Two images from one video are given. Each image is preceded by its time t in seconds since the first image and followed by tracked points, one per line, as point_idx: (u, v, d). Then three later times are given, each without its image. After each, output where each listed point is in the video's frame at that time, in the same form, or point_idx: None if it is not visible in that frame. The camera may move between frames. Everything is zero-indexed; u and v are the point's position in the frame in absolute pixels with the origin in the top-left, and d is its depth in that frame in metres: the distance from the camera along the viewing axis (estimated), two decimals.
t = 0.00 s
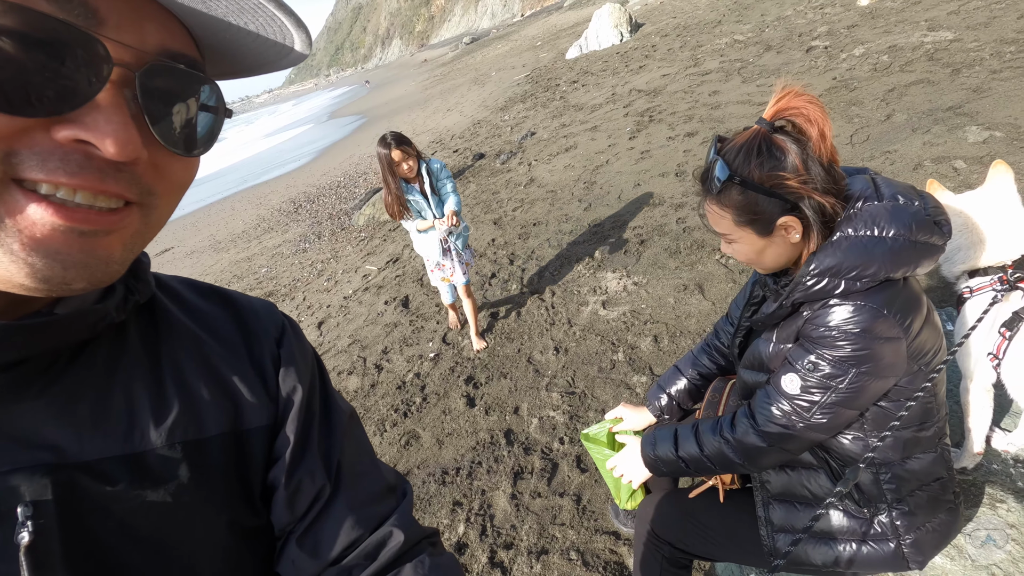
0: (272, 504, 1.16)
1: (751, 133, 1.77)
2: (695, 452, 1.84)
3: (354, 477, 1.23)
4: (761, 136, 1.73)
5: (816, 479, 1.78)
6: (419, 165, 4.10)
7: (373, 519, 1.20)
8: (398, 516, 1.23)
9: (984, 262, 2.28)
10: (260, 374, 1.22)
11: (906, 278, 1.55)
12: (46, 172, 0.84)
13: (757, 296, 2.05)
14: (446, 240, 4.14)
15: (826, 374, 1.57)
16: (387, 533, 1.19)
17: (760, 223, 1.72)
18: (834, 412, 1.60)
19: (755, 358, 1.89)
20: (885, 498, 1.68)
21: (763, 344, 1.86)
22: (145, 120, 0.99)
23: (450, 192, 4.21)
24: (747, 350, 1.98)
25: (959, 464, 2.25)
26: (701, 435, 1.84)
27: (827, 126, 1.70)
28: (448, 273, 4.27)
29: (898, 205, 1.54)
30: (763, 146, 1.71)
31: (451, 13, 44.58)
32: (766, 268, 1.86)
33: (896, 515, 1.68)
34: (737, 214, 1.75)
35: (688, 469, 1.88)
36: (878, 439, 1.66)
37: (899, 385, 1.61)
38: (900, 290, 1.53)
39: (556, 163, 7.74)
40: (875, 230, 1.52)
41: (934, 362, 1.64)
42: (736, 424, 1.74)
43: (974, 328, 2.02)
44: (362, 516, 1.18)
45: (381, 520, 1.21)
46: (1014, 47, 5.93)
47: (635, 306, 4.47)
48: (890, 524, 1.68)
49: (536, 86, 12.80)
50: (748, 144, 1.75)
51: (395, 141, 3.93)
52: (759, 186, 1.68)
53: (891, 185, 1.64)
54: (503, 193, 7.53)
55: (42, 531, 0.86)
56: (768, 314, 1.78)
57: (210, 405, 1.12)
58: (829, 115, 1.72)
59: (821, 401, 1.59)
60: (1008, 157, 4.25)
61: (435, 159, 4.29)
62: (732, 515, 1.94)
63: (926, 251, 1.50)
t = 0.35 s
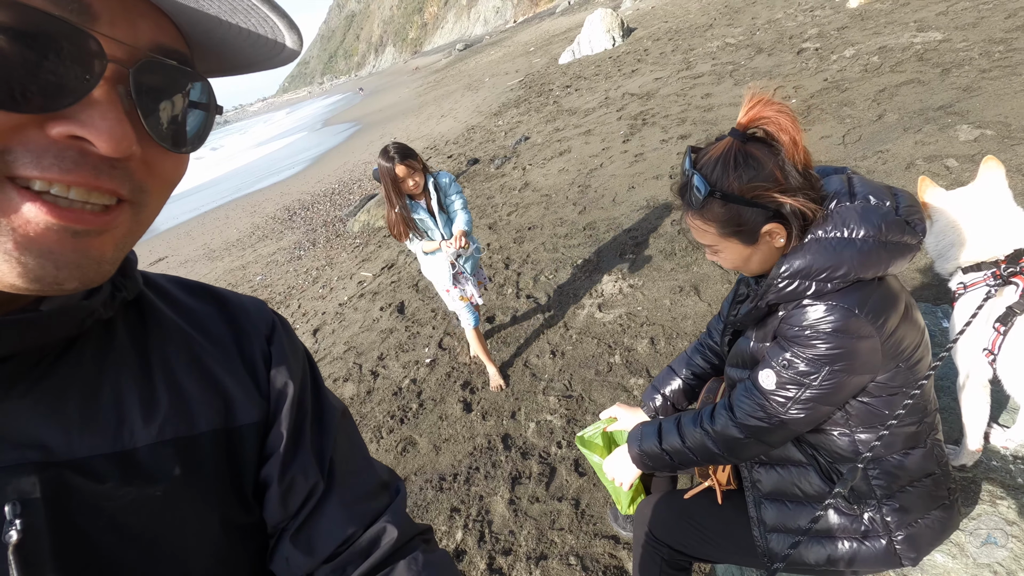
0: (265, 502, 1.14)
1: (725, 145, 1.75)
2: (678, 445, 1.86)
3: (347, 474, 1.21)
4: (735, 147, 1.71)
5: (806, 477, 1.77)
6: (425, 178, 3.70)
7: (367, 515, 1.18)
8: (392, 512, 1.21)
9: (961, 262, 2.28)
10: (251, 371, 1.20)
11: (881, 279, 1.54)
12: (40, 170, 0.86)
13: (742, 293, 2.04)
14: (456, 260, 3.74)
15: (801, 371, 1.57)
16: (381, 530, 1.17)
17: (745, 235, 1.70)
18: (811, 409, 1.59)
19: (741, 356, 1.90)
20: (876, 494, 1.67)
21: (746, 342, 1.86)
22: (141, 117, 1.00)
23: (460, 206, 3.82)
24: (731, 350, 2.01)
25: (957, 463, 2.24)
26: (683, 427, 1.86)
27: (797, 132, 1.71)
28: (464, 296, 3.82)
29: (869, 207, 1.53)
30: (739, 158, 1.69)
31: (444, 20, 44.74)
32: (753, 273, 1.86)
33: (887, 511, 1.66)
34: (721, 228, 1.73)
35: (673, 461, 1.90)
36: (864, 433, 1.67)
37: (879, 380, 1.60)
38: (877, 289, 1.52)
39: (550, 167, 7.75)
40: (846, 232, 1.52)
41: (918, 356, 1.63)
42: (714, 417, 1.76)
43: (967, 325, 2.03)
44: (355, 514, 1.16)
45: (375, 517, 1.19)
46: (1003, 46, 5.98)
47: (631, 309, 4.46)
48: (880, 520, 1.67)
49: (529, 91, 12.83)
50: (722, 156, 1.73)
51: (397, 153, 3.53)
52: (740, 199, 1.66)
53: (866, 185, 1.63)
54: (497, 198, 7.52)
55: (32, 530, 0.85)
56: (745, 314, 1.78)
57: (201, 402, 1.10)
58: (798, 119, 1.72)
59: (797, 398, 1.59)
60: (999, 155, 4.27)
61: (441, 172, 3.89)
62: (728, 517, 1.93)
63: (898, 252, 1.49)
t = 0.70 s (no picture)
0: (263, 504, 1.11)
1: (736, 122, 1.74)
2: (685, 440, 1.84)
3: (345, 476, 1.18)
4: (746, 124, 1.70)
5: (816, 471, 1.73)
6: (435, 177, 3.26)
7: (366, 517, 1.15)
8: (390, 514, 1.19)
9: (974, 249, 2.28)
10: (248, 371, 1.16)
11: (896, 264, 1.51)
12: (26, 160, 0.83)
13: (751, 282, 2.02)
14: (469, 271, 3.32)
15: (813, 360, 1.54)
16: (378, 533, 1.15)
17: (754, 213, 1.67)
18: (823, 399, 1.57)
19: (749, 346, 1.88)
20: (887, 487, 1.65)
21: (755, 331, 1.84)
22: (125, 104, 0.98)
23: (475, 208, 3.38)
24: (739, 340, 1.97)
25: (965, 452, 2.21)
26: (691, 421, 1.84)
27: (810, 109, 1.69)
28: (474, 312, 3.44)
29: (882, 190, 1.49)
30: (749, 134, 1.68)
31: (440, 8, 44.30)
32: (760, 257, 1.82)
33: (898, 504, 1.65)
34: (729, 207, 1.70)
35: (679, 457, 1.88)
36: (875, 425, 1.63)
37: (893, 370, 1.58)
38: (892, 274, 1.49)
39: (549, 157, 7.68)
40: (858, 216, 1.48)
41: (932, 347, 1.60)
42: (723, 409, 1.74)
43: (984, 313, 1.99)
44: (354, 516, 1.14)
45: (373, 518, 1.16)
46: (1007, 27, 5.89)
47: (633, 299, 4.43)
48: (893, 514, 1.65)
49: (527, 79, 12.71)
50: (733, 133, 1.72)
51: (404, 149, 3.10)
52: (749, 176, 1.64)
53: (878, 169, 1.58)
54: (497, 188, 7.46)
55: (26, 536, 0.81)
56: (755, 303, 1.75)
57: (197, 402, 1.07)
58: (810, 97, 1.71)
59: (809, 387, 1.56)
60: (1004, 138, 4.21)
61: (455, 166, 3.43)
62: (735, 510, 1.92)
63: (912, 236, 1.46)
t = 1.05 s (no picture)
0: (253, 507, 1.07)
1: (746, 101, 1.65)
2: (690, 435, 1.81)
3: (336, 478, 1.15)
4: (753, 105, 1.62)
5: (825, 464, 1.70)
6: (448, 187, 2.87)
7: (357, 520, 1.13)
8: (382, 517, 1.17)
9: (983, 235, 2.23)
10: (236, 372, 1.13)
11: (908, 250, 1.47)
12: (25, 164, 0.78)
13: (756, 274, 2.01)
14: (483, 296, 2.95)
15: (827, 348, 1.50)
16: (371, 535, 1.13)
17: (750, 195, 1.65)
18: (837, 389, 1.53)
19: (756, 339, 1.84)
20: (898, 480, 1.62)
21: (761, 323, 1.81)
22: (117, 106, 0.94)
23: (492, 221, 2.98)
24: (746, 332, 1.94)
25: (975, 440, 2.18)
26: (696, 416, 1.81)
27: (822, 94, 1.58)
28: (490, 338, 3.05)
29: (896, 173, 1.46)
30: (756, 116, 1.61)
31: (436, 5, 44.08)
32: (756, 240, 1.81)
33: (910, 498, 1.61)
34: (726, 186, 1.69)
35: (682, 452, 1.86)
36: (886, 417, 1.60)
37: (906, 359, 1.54)
38: (904, 260, 1.45)
39: (548, 152, 7.62)
40: (873, 200, 1.45)
41: (945, 336, 1.56)
42: (732, 403, 1.70)
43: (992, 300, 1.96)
44: (345, 519, 1.11)
45: (365, 521, 1.14)
46: (1009, 9, 5.80)
47: (634, 293, 4.39)
48: (905, 508, 1.62)
49: (524, 74, 12.63)
50: (740, 112, 1.65)
51: (412, 155, 2.73)
52: (749, 159, 1.60)
53: (888, 153, 1.54)
54: (495, 185, 7.41)
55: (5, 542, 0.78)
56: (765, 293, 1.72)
57: (184, 405, 1.03)
58: (825, 81, 1.59)
59: (823, 376, 1.52)
60: (1007, 122, 4.15)
61: (470, 173, 3.04)
62: (740, 505, 1.89)
63: (927, 222, 1.43)
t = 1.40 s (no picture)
0: (250, 511, 1.05)
1: (728, 103, 1.71)
2: (690, 441, 1.81)
3: (333, 481, 1.14)
4: (736, 105, 1.67)
5: (822, 465, 1.69)
6: (451, 221, 2.52)
7: (353, 522, 1.11)
8: (378, 520, 1.15)
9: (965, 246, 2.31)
10: (233, 374, 1.11)
11: (901, 251, 1.47)
12: (22, 162, 0.77)
13: (749, 276, 2.00)
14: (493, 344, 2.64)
15: (824, 352, 1.50)
16: (368, 538, 1.11)
17: (738, 195, 1.65)
18: (835, 391, 1.53)
19: (752, 342, 1.84)
20: (896, 480, 1.61)
21: (755, 327, 1.81)
22: (117, 109, 0.93)
23: (502, 257, 2.64)
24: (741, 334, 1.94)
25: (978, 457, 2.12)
26: (696, 423, 1.80)
27: (803, 92, 1.65)
28: (499, 384, 2.77)
29: (886, 173, 1.45)
30: (739, 116, 1.66)
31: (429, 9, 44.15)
32: (747, 243, 1.80)
33: (908, 497, 1.60)
34: (716, 189, 1.69)
35: (682, 458, 1.87)
36: (883, 416, 1.59)
37: (902, 359, 1.54)
38: (898, 261, 1.46)
39: (542, 154, 7.63)
40: (864, 201, 1.45)
41: (939, 334, 1.56)
42: (731, 409, 1.70)
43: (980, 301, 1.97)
44: (342, 522, 1.10)
45: (361, 524, 1.12)
46: (996, 9, 5.85)
47: (629, 294, 4.39)
48: (903, 507, 1.61)
49: (517, 78, 12.65)
50: (724, 114, 1.69)
51: (411, 185, 2.36)
52: (735, 159, 1.62)
53: (878, 152, 1.54)
54: (490, 188, 7.41)
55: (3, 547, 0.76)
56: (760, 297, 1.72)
57: (182, 407, 1.02)
58: (804, 79, 1.67)
59: (821, 379, 1.52)
60: (996, 121, 4.18)
61: (471, 200, 2.68)
62: (738, 506, 1.88)
63: (919, 221, 1.43)
